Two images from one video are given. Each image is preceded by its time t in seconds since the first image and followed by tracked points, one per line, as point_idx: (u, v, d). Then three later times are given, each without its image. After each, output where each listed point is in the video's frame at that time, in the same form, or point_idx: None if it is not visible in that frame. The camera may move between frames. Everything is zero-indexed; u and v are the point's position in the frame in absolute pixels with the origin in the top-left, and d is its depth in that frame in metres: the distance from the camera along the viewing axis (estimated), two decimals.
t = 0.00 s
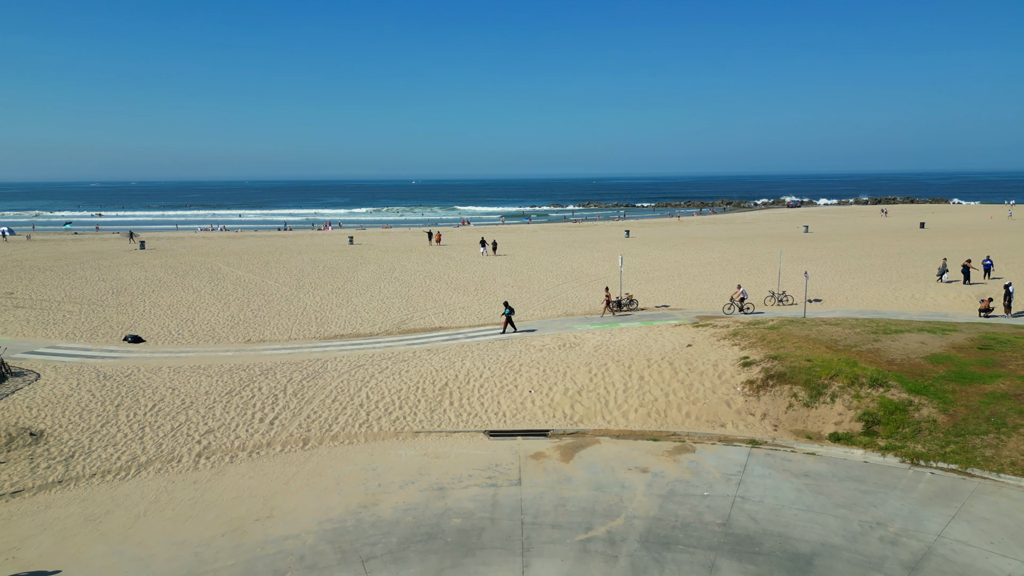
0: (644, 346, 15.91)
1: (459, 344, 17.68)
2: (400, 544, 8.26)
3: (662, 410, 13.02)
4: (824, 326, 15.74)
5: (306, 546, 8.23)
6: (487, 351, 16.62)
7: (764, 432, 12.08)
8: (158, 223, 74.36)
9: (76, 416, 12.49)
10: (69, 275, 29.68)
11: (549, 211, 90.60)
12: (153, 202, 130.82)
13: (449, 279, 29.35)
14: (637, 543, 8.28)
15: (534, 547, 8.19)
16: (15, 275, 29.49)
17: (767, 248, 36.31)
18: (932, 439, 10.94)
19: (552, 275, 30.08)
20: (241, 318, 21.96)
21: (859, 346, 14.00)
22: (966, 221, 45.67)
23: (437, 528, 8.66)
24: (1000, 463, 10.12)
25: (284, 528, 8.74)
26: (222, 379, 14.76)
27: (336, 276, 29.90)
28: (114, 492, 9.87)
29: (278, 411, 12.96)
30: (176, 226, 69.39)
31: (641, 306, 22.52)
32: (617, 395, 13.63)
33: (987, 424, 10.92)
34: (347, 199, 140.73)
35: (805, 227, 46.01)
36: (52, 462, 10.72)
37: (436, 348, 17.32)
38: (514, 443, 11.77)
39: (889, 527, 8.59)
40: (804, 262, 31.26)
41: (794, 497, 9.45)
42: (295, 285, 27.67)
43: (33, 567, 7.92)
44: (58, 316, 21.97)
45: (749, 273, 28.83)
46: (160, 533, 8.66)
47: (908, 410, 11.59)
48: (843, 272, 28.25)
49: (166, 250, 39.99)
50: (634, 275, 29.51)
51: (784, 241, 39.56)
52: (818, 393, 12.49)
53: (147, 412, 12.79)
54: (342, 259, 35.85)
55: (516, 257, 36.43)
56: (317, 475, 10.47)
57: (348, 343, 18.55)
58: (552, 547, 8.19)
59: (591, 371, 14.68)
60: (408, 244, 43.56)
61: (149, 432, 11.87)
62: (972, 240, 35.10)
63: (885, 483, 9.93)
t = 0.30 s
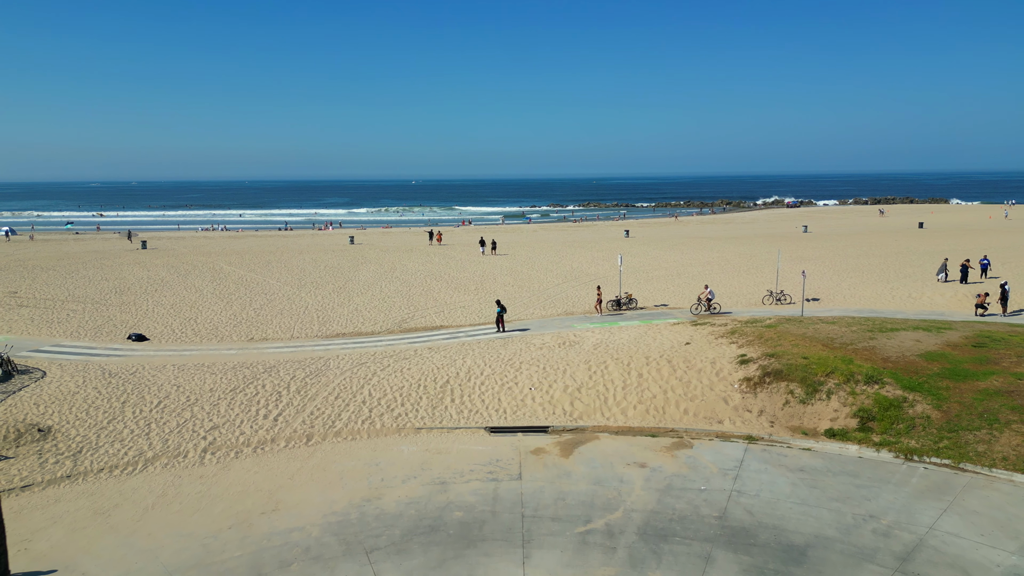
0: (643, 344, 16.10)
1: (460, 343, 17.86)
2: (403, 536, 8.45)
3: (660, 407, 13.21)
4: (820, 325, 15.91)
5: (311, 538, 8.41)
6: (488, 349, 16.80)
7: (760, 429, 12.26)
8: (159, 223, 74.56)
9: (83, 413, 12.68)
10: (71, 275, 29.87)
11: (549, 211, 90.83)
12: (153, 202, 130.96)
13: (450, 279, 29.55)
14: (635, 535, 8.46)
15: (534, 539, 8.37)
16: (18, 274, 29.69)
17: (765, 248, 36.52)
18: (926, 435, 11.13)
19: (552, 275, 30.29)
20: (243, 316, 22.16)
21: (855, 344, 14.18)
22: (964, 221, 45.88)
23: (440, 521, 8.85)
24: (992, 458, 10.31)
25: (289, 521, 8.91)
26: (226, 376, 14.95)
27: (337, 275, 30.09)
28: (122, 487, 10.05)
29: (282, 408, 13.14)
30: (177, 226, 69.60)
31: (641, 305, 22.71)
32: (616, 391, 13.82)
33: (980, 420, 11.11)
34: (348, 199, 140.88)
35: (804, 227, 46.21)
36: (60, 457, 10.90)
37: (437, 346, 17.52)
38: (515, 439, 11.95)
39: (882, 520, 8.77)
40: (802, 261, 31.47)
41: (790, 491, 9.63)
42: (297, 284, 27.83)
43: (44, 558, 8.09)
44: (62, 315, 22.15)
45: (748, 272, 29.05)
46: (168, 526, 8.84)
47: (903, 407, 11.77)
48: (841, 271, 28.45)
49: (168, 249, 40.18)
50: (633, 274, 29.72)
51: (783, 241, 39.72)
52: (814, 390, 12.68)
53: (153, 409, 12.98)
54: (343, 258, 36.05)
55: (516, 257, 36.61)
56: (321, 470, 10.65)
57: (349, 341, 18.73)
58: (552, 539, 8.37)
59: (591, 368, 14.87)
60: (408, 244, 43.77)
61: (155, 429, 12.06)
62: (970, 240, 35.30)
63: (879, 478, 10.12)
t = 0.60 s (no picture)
0: (642, 343, 16.29)
1: (460, 341, 18.05)
2: (407, 528, 8.64)
3: (659, 404, 13.39)
4: (817, 323, 16.11)
5: (317, 530, 8.60)
6: (488, 347, 16.99)
7: (757, 425, 12.46)
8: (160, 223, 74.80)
9: (90, 409, 12.86)
10: (74, 274, 30.06)
11: (549, 211, 91.05)
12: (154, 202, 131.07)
13: (450, 278, 29.75)
14: (633, 528, 8.65)
15: (535, 530, 8.55)
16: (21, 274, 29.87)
17: (764, 247, 36.72)
18: (919, 431, 11.31)
19: (552, 274, 30.50)
20: (246, 315, 22.35)
21: (850, 342, 14.38)
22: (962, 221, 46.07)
23: (442, 514, 9.04)
24: (984, 453, 10.50)
25: (294, 514, 9.10)
26: (230, 373, 15.14)
27: (338, 275, 30.30)
28: (130, 481, 10.24)
29: (286, 405, 13.33)
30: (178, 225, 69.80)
31: (640, 304, 22.90)
32: (615, 389, 14.02)
33: (973, 416, 11.31)
34: (348, 199, 140.97)
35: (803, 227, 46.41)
36: (68, 452, 11.08)
37: (438, 344, 17.71)
38: (515, 435, 12.14)
39: (874, 512, 8.96)
40: (800, 260, 31.67)
41: (785, 485, 9.83)
42: (298, 284, 27.99)
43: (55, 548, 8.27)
44: (66, 313, 22.33)
45: (747, 272, 29.26)
46: (176, 518, 9.03)
47: (897, 403, 11.96)
48: (840, 271, 28.66)
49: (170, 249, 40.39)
50: (632, 273, 29.92)
51: (781, 241, 39.86)
52: (810, 387, 12.87)
53: (158, 405, 13.17)
54: (344, 258, 36.28)
55: (516, 256, 36.77)
56: (325, 465, 10.83)
57: (351, 340, 18.92)
58: (552, 531, 8.56)
59: (590, 366, 15.06)
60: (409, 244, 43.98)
61: (161, 425, 12.25)
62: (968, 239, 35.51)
63: (873, 472, 10.31)
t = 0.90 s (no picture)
0: (640, 341, 16.48)
1: (461, 339, 18.25)
2: (409, 520, 8.83)
3: (657, 400, 13.59)
4: (814, 321, 16.31)
5: (321, 523, 8.79)
6: (489, 345, 17.19)
7: (753, 421, 12.65)
8: (160, 223, 74.98)
9: (96, 406, 13.06)
10: (77, 273, 30.28)
11: (548, 211, 91.28)
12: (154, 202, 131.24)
13: (451, 277, 29.97)
14: (631, 520, 8.83)
15: (535, 523, 8.74)
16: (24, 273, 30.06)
17: (763, 247, 36.96)
18: (913, 426, 11.50)
19: (551, 273, 30.73)
20: (248, 314, 22.55)
21: (846, 340, 14.56)
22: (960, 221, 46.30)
23: (444, 507, 9.23)
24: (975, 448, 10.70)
25: (298, 507, 9.28)
26: (234, 371, 15.33)
27: (340, 274, 30.50)
28: (137, 476, 10.43)
29: (289, 401, 13.53)
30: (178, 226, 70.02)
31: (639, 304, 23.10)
32: (614, 386, 14.22)
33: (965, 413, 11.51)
34: (348, 199, 141.19)
35: (802, 227, 46.63)
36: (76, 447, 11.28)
37: (439, 342, 17.91)
38: (516, 431, 12.33)
39: (867, 505, 9.15)
40: (798, 260, 31.89)
41: (780, 479, 10.02)
42: (300, 283, 28.18)
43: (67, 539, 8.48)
44: (70, 312, 22.53)
45: (745, 271, 29.49)
46: (183, 511, 9.22)
47: (891, 400, 12.17)
48: (837, 270, 28.89)
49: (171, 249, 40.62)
50: (631, 273, 30.14)
51: (780, 240, 40.06)
52: (806, 384, 13.06)
53: (164, 402, 13.37)
54: (345, 257, 36.51)
55: (516, 256, 36.96)
56: (329, 460, 11.03)
57: (353, 338, 19.12)
58: (551, 524, 8.75)
59: (589, 363, 15.26)
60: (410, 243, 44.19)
61: (167, 421, 12.44)
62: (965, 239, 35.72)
63: (867, 467, 10.50)
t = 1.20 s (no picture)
0: (639, 339, 16.68)
1: (462, 338, 18.45)
2: (411, 513, 9.03)
3: (655, 398, 13.78)
4: (810, 320, 16.51)
5: (325, 515, 8.99)
6: (489, 344, 17.39)
7: (750, 417, 12.84)
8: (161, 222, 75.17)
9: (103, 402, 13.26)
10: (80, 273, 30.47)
11: (548, 211, 91.52)
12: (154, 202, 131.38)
13: (451, 277, 30.18)
14: (629, 513, 9.03)
15: (534, 516, 8.93)
16: (27, 273, 30.23)
17: (761, 247, 37.19)
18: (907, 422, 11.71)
19: (551, 273, 30.94)
20: (251, 313, 22.75)
21: (841, 338, 14.76)
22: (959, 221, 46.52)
23: (445, 500, 9.43)
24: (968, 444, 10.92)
25: (303, 501, 9.48)
26: (237, 369, 15.53)
27: (341, 274, 30.71)
28: (144, 470, 10.62)
29: (292, 399, 13.72)
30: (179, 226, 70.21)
31: (638, 303, 23.32)
32: (613, 383, 14.42)
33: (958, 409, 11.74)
34: (348, 199, 141.42)
35: (801, 227, 46.85)
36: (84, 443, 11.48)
37: (441, 341, 18.11)
38: (516, 427, 12.52)
39: (860, 499, 9.34)
40: (797, 260, 32.12)
41: (775, 474, 10.22)
42: (302, 283, 28.38)
43: (77, 530, 8.66)
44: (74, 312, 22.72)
45: (744, 271, 29.70)
46: (190, 505, 9.41)
47: (886, 396, 12.38)
48: (835, 270, 29.13)
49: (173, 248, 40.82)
50: (631, 272, 30.36)
51: (779, 240, 40.28)
52: (802, 381, 13.26)
53: (169, 399, 13.56)
54: (346, 257, 36.72)
55: (516, 255, 37.17)
56: (332, 455, 11.22)
57: (354, 337, 19.33)
58: (550, 516, 8.94)
59: (588, 361, 15.45)
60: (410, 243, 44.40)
61: (172, 417, 12.63)
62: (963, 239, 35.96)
63: (860, 462, 10.69)
